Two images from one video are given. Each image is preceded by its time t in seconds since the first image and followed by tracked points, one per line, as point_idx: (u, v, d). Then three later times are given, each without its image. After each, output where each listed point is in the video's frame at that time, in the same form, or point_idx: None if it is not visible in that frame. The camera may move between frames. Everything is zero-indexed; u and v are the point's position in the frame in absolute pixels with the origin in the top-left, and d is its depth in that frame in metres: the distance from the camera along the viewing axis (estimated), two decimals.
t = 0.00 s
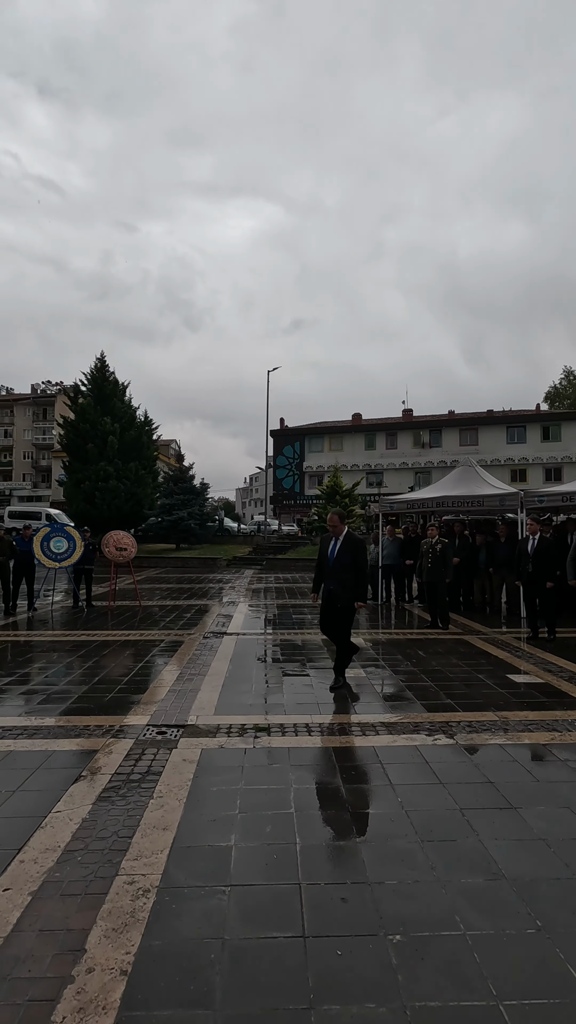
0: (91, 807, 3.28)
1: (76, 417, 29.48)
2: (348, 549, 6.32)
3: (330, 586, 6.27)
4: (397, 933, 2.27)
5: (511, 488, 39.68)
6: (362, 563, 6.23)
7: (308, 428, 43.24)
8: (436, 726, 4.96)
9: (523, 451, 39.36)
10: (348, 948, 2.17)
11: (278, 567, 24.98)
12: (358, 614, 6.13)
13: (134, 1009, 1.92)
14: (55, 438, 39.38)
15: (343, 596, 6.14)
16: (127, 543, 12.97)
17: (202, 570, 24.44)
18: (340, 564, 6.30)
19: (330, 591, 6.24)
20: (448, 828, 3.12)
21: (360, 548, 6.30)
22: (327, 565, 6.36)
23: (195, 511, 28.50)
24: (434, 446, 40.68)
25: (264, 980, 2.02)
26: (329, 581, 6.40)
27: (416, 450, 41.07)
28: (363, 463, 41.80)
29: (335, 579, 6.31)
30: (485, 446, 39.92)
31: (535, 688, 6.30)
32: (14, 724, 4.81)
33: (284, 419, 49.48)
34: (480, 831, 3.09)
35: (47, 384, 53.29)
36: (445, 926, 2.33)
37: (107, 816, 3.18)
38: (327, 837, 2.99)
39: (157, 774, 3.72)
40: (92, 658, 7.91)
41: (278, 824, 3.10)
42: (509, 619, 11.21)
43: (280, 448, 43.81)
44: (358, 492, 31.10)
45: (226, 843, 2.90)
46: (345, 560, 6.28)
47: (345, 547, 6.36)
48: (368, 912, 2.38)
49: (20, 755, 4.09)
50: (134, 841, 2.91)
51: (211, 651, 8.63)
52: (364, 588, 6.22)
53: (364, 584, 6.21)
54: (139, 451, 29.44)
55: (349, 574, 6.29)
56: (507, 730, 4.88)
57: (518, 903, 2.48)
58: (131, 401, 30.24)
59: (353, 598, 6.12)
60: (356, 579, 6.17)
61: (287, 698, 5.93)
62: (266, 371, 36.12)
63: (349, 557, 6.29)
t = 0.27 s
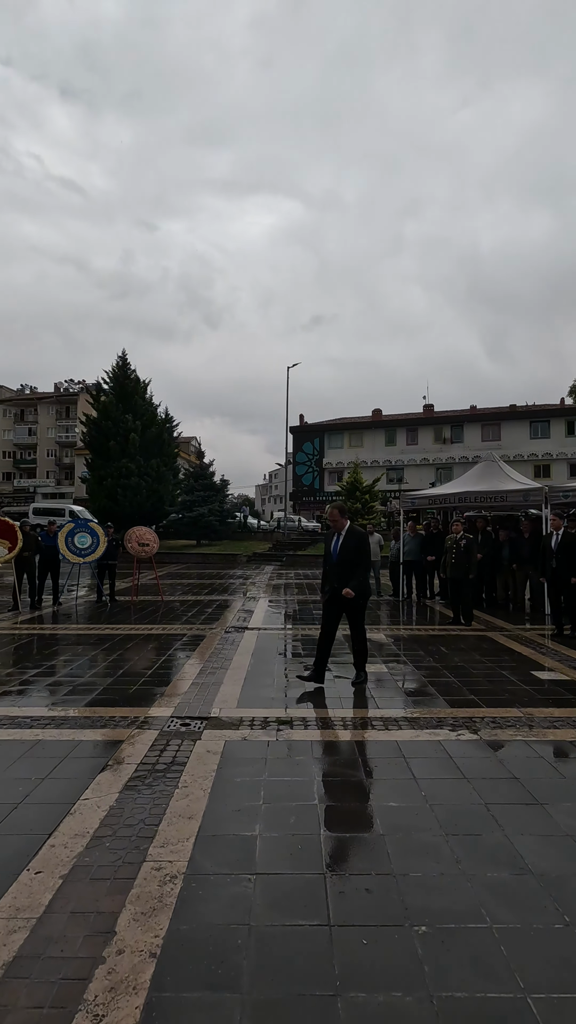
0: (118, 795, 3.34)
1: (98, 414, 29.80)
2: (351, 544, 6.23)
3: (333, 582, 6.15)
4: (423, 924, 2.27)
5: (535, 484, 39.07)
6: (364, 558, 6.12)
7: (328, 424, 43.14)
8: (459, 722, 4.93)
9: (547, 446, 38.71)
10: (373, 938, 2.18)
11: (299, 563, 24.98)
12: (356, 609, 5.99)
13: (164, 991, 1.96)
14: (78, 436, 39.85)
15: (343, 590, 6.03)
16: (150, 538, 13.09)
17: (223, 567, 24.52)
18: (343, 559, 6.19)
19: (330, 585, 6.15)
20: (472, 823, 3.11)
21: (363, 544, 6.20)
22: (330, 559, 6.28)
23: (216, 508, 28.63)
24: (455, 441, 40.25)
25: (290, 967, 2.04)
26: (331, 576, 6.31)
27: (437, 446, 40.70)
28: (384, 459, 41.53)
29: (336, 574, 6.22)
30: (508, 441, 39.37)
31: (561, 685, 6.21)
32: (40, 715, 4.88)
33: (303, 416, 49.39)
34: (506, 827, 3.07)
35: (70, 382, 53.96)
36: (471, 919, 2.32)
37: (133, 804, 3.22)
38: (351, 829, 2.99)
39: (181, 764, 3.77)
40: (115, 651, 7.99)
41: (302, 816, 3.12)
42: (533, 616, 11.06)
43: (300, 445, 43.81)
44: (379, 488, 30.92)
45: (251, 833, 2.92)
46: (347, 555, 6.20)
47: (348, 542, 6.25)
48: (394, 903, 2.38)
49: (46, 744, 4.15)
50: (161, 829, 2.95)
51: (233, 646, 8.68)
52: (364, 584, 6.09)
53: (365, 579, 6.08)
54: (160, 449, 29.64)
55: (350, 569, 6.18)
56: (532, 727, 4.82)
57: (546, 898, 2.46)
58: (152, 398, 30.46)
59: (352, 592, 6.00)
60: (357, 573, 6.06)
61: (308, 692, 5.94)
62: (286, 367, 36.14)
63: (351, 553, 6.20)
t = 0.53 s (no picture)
0: (143, 788, 3.35)
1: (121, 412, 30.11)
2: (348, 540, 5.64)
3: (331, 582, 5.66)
4: (451, 922, 2.24)
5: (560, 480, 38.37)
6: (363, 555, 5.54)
7: (349, 420, 42.95)
8: (485, 720, 4.86)
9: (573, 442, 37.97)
10: (401, 935, 2.16)
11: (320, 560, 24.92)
12: (360, 612, 5.53)
13: (192, 981, 1.97)
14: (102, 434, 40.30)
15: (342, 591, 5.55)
16: (172, 534, 13.17)
17: (244, 563, 24.60)
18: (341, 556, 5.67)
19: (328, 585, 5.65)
20: (500, 822, 3.06)
21: (361, 538, 5.57)
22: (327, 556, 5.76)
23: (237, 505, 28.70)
24: (479, 437, 39.74)
25: (317, 961, 2.03)
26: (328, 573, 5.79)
27: (460, 442, 40.23)
28: (406, 456, 41.21)
29: (335, 571, 5.71)
30: (533, 437, 38.73)
31: None
32: (67, 707, 4.94)
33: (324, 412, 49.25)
34: (534, 827, 3.01)
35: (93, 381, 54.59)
36: (500, 918, 2.28)
37: (158, 796, 3.24)
38: (377, 825, 2.97)
39: (205, 758, 3.77)
40: (139, 646, 8.07)
41: (326, 811, 3.10)
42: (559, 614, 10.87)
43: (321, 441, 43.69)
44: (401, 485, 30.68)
45: (276, 827, 2.92)
46: (346, 551, 5.65)
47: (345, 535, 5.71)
48: (421, 901, 2.36)
49: (73, 736, 4.20)
50: (186, 822, 2.96)
51: (255, 641, 8.69)
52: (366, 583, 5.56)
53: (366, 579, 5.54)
54: (181, 446, 29.83)
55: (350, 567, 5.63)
56: (560, 726, 4.73)
57: None
58: (174, 396, 30.67)
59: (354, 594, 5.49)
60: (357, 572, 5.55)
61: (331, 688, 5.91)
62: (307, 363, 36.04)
63: (349, 549, 5.63)
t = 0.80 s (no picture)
0: (167, 781, 3.37)
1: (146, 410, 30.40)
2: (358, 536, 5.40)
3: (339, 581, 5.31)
4: (479, 925, 2.19)
5: None
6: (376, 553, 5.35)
7: (373, 417, 42.67)
8: (512, 720, 4.76)
9: None
10: (427, 937, 2.12)
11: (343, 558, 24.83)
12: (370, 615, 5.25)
13: (216, 974, 1.97)
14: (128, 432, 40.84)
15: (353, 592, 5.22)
16: (196, 531, 13.24)
17: (267, 560, 24.65)
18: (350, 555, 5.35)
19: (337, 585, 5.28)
20: (529, 824, 2.99)
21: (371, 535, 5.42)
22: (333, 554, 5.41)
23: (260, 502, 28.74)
24: (505, 433, 39.11)
25: (342, 960, 2.00)
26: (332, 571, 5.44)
27: (486, 438, 39.63)
28: (430, 452, 40.79)
29: (342, 571, 5.36)
30: (562, 433, 37.93)
31: None
32: (93, 700, 5.00)
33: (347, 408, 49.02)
34: (565, 831, 2.93)
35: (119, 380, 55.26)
36: (530, 923, 2.22)
37: (182, 790, 3.25)
38: (402, 824, 2.93)
39: (229, 753, 3.77)
40: (163, 640, 8.13)
41: (351, 809, 3.07)
42: None
43: (345, 438, 43.50)
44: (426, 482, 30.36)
45: (300, 823, 2.90)
46: (356, 548, 5.37)
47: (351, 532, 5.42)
48: (447, 902, 2.31)
49: (99, 729, 4.25)
50: (210, 816, 2.96)
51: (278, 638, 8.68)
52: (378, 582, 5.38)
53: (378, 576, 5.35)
54: (205, 443, 29.99)
55: (360, 565, 5.38)
56: None
57: None
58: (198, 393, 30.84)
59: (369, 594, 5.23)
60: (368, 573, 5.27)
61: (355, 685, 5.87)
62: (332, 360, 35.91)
63: (360, 546, 5.37)
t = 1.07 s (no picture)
0: (193, 777, 3.36)
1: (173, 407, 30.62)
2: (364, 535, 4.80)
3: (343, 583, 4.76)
4: (512, 936, 2.12)
5: None
6: (384, 554, 4.76)
7: (400, 413, 42.29)
8: (545, 723, 4.63)
9: None
10: (457, 946, 2.06)
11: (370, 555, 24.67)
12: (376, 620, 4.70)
13: (241, 976, 1.94)
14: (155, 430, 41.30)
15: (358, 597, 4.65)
16: (222, 527, 13.27)
17: (293, 557, 24.62)
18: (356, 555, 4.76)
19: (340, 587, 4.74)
20: (565, 832, 2.88)
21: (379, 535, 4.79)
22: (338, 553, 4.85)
23: (286, 499, 28.65)
24: (536, 429, 38.31)
25: (370, 967, 1.95)
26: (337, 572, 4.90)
27: (517, 434, 38.89)
28: (459, 449, 40.20)
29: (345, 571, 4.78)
30: None
31: None
32: (120, 695, 5.02)
33: (374, 405, 48.62)
34: None
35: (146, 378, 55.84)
36: (566, 936, 2.14)
37: (208, 787, 3.23)
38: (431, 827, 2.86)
39: (255, 750, 3.75)
40: (190, 636, 8.16)
41: (378, 810, 3.02)
42: None
43: (371, 435, 43.21)
44: (454, 479, 29.94)
45: (327, 824, 2.86)
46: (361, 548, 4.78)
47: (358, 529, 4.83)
48: (479, 911, 2.24)
49: (126, 723, 4.27)
50: (235, 813, 2.94)
51: (304, 635, 8.65)
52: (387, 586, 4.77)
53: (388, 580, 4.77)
54: (232, 440, 30.06)
55: (366, 567, 4.79)
56: None
57: None
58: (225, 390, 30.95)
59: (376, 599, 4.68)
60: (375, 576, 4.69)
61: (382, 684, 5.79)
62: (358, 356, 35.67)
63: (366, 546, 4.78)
